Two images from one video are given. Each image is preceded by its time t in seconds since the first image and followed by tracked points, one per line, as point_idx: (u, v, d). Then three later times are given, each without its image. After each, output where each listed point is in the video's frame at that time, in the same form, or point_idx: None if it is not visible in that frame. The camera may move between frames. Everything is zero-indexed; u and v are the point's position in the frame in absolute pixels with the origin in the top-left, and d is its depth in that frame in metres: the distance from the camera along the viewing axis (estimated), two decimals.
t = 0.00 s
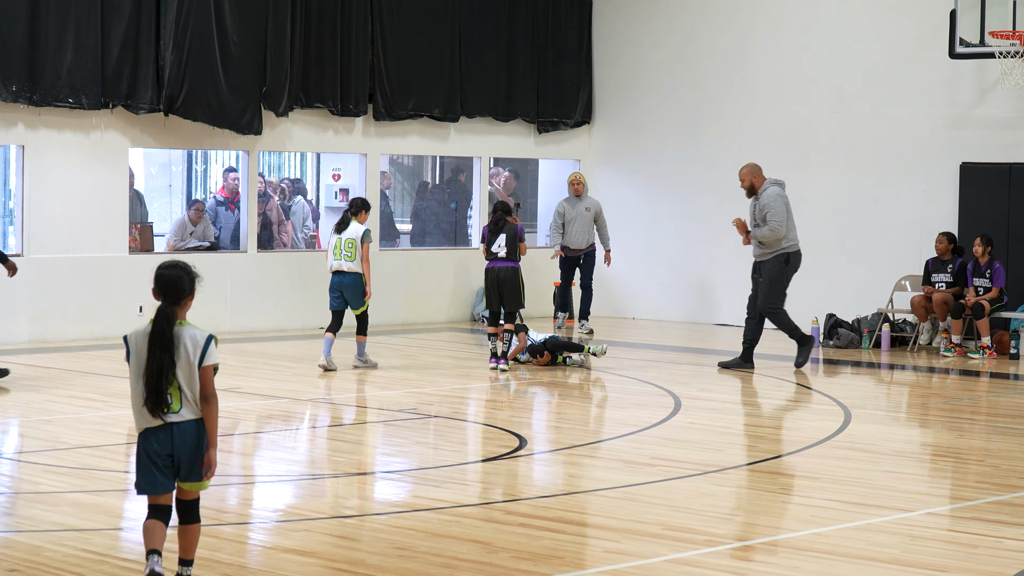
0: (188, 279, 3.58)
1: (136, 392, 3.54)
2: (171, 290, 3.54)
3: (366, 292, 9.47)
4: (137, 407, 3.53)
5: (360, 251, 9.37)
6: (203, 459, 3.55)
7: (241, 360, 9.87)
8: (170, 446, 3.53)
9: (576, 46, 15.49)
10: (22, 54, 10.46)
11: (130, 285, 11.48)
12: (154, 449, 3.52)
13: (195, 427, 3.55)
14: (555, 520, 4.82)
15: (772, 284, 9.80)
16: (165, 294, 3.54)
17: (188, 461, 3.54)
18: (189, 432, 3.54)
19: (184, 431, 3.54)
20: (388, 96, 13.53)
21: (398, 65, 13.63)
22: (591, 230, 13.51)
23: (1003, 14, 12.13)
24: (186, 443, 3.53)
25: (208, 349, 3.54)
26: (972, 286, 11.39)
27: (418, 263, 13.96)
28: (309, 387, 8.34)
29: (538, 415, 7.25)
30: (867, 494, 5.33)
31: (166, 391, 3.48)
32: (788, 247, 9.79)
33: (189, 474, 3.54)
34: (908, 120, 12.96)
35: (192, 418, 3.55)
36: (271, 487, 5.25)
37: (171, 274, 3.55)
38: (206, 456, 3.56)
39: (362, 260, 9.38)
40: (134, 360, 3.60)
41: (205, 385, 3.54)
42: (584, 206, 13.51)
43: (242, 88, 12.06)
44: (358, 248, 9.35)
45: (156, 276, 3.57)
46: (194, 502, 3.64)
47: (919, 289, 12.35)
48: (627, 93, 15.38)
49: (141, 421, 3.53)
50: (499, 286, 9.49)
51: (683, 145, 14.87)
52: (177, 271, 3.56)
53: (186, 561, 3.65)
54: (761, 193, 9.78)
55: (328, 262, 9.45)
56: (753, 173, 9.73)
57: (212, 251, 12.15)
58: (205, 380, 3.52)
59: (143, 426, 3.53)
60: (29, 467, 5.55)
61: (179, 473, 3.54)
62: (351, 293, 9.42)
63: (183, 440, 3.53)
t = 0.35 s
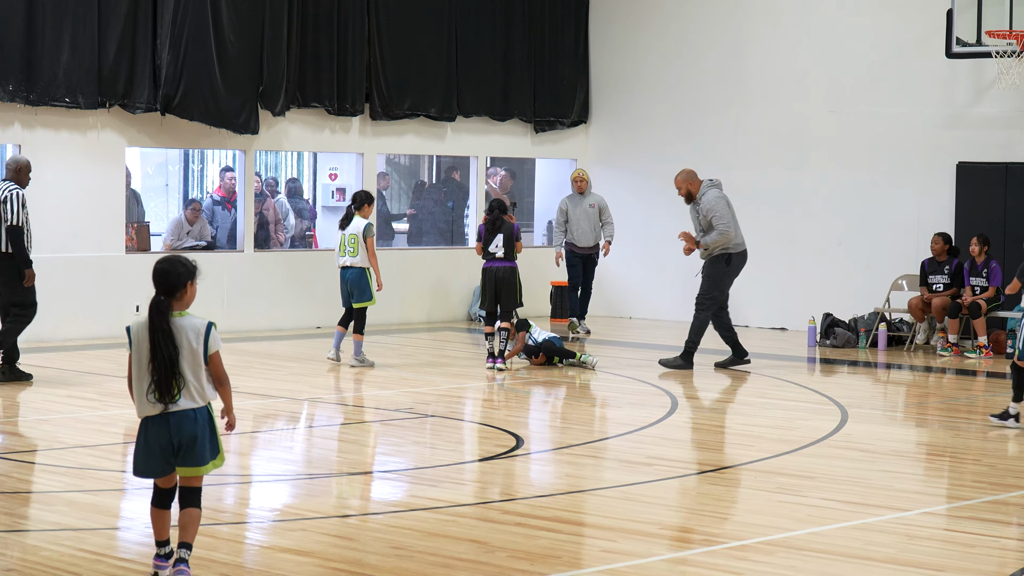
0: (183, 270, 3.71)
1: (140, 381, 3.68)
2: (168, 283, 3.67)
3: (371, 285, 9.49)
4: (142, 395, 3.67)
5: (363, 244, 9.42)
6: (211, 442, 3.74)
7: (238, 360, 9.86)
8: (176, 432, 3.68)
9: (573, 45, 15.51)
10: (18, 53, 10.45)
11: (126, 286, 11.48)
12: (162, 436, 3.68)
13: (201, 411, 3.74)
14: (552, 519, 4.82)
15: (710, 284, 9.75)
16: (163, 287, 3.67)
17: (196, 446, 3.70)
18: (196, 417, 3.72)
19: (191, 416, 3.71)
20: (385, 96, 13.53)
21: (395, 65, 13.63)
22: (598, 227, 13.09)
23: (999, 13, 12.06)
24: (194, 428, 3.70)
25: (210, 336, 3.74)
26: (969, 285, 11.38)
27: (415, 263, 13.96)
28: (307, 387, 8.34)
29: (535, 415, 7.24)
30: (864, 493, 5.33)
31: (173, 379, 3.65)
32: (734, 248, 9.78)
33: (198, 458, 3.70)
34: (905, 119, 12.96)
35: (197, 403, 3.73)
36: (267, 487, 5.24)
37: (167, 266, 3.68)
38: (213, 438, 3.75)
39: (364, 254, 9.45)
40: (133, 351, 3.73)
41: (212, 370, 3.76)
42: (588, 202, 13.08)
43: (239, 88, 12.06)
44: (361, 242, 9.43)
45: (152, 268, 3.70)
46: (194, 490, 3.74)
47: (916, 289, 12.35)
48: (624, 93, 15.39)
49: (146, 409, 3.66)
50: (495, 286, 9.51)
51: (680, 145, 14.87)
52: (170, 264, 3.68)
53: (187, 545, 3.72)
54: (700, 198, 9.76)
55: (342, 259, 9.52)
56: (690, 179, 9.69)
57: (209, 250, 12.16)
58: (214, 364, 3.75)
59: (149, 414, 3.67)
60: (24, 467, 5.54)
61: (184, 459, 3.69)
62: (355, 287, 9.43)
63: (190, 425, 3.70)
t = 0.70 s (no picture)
0: (184, 262, 3.91)
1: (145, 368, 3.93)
2: (168, 274, 3.88)
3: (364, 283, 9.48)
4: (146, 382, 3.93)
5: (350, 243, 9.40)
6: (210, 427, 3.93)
7: (240, 358, 9.86)
8: (177, 417, 3.90)
9: (574, 44, 15.51)
10: (20, 51, 10.45)
11: (127, 284, 11.48)
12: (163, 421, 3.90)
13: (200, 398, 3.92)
14: (553, 518, 4.82)
15: (677, 286, 9.74)
16: (162, 278, 3.90)
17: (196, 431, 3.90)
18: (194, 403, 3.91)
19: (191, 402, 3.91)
20: (386, 94, 13.53)
21: (395, 63, 13.62)
22: (600, 225, 12.99)
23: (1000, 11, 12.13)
24: (194, 414, 3.90)
25: (203, 325, 3.90)
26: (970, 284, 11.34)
27: (416, 261, 13.95)
28: (308, 385, 8.34)
29: (537, 413, 7.24)
30: (865, 492, 5.33)
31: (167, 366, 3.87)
32: (703, 251, 9.77)
33: (198, 443, 3.91)
34: (904, 117, 12.96)
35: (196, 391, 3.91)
36: (268, 485, 5.25)
37: (167, 259, 3.89)
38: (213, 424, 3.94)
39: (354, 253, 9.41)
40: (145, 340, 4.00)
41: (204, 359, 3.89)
42: (590, 201, 13.06)
43: (240, 86, 12.06)
44: (349, 241, 9.39)
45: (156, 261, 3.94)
46: (211, 465, 3.97)
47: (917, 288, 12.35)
48: (626, 90, 15.38)
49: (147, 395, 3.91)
50: (496, 284, 9.52)
51: (681, 144, 14.87)
52: (170, 257, 3.89)
53: (201, 515, 3.97)
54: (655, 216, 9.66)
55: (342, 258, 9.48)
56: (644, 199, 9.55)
57: (211, 248, 12.16)
58: (205, 353, 3.88)
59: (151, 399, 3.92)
60: (26, 465, 5.54)
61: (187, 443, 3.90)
62: (347, 285, 9.47)
63: (190, 410, 3.90)
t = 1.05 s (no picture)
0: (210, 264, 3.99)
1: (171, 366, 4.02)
2: (195, 277, 3.95)
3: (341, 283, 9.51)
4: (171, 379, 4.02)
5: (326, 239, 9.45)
6: (232, 425, 4.01)
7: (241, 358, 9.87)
8: (203, 415, 3.99)
9: (575, 44, 15.51)
10: (21, 51, 10.45)
11: (128, 284, 11.48)
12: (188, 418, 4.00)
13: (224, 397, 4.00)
14: (555, 518, 4.81)
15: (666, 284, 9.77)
16: (189, 280, 3.97)
17: (219, 429, 3.99)
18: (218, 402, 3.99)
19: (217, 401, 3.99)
20: (388, 94, 13.53)
21: (396, 63, 13.61)
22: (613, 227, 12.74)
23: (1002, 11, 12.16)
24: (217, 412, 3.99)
25: (228, 325, 3.98)
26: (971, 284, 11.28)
27: (417, 261, 13.95)
28: (309, 385, 8.34)
29: (539, 413, 7.24)
30: (867, 492, 5.33)
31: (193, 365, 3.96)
32: (682, 243, 9.73)
33: (221, 440, 3.99)
34: (905, 117, 12.96)
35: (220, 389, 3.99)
36: (270, 485, 5.25)
37: (194, 261, 3.94)
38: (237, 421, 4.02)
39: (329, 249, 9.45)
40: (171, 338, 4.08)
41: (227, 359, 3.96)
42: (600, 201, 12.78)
43: (241, 86, 12.05)
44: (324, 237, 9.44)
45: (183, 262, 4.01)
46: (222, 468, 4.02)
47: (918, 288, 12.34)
48: (627, 90, 15.38)
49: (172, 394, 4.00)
50: (498, 284, 9.51)
51: (681, 144, 14.88)
52: (197, 261, 3.95)
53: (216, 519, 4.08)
54: (627, 223, 9.50)
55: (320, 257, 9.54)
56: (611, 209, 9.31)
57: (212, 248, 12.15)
58: (228, 351, 3.95)
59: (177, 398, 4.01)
60: (27, 465, 5.55)
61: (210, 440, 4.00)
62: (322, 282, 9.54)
63: (214, 409, 3.99)
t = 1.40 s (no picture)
0: (234, 259, 4.17)
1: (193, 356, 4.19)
2: (218, 270, 4.13)
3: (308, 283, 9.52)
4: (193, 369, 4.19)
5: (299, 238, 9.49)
6: (245, 415, 4.19)
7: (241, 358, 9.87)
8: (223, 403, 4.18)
9: (574, 44, 15.51)
10: (21, 50, 10.45)
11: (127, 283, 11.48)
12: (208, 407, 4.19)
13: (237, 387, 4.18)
14: (554, 518, 4.81)
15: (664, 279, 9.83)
16: (215, 274, 4.13)
17: (237, 417, 4.18)
18: (230, 392, 4.17)
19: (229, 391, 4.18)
20: (387, 94, 13.52)
21: (396, 62, 13.61)
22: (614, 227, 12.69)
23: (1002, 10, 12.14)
24: (229, 402, 4.17)
25: (247, 317, 4.17)
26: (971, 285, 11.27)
27: (417, 261, 13.95)
28: (309, 385, 8.35)
29: (538, 413, 7.25)
30: (866, 492, 5.33)
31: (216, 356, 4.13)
32: (670, 237, 9.79)
33: (232, 430, 4.17)
34: (904, 117, 12.97)
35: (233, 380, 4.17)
36: (269, 485, 5.25)
37: (218, 256, 4.10)
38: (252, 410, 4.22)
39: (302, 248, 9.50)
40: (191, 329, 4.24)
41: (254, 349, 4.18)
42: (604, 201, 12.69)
43: (241, 86, 12.05)
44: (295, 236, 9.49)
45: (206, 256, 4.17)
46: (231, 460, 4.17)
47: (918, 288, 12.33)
48: (628, 90, 15.38)
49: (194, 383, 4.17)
50: (503, 285, 9.48)
51: (681, 145, 14.89)
52: (222, 256, 4.12)
53: (218, 512, 4.22)
54: (615, 220, 9.47)
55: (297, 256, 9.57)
56: (599, 209, 9.18)
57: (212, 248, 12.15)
58: (253, 344, 4.16)
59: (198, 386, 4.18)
60: (27, 465, 5.55)
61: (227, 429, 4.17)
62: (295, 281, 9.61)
63: (231, 399, 4.18)
